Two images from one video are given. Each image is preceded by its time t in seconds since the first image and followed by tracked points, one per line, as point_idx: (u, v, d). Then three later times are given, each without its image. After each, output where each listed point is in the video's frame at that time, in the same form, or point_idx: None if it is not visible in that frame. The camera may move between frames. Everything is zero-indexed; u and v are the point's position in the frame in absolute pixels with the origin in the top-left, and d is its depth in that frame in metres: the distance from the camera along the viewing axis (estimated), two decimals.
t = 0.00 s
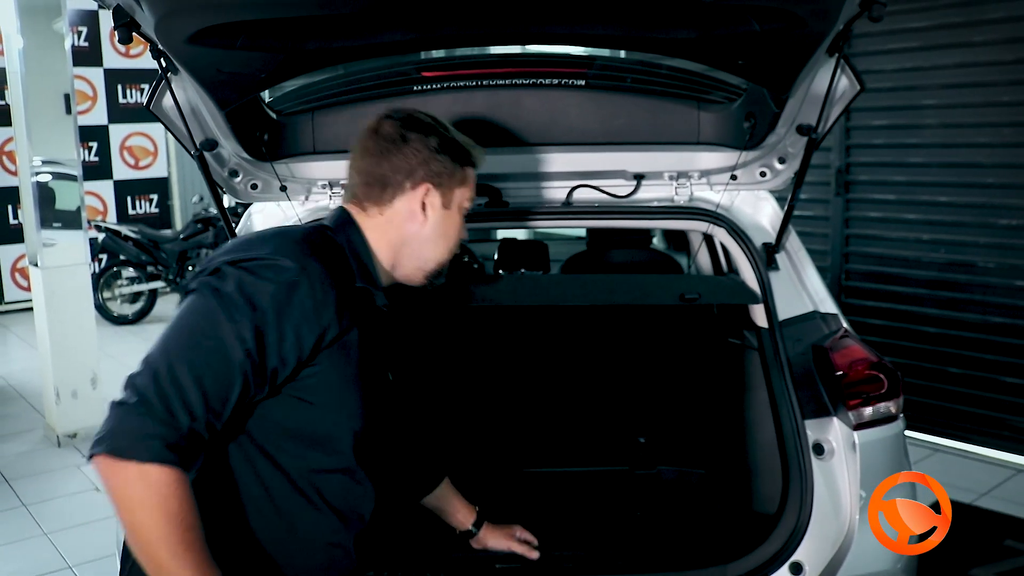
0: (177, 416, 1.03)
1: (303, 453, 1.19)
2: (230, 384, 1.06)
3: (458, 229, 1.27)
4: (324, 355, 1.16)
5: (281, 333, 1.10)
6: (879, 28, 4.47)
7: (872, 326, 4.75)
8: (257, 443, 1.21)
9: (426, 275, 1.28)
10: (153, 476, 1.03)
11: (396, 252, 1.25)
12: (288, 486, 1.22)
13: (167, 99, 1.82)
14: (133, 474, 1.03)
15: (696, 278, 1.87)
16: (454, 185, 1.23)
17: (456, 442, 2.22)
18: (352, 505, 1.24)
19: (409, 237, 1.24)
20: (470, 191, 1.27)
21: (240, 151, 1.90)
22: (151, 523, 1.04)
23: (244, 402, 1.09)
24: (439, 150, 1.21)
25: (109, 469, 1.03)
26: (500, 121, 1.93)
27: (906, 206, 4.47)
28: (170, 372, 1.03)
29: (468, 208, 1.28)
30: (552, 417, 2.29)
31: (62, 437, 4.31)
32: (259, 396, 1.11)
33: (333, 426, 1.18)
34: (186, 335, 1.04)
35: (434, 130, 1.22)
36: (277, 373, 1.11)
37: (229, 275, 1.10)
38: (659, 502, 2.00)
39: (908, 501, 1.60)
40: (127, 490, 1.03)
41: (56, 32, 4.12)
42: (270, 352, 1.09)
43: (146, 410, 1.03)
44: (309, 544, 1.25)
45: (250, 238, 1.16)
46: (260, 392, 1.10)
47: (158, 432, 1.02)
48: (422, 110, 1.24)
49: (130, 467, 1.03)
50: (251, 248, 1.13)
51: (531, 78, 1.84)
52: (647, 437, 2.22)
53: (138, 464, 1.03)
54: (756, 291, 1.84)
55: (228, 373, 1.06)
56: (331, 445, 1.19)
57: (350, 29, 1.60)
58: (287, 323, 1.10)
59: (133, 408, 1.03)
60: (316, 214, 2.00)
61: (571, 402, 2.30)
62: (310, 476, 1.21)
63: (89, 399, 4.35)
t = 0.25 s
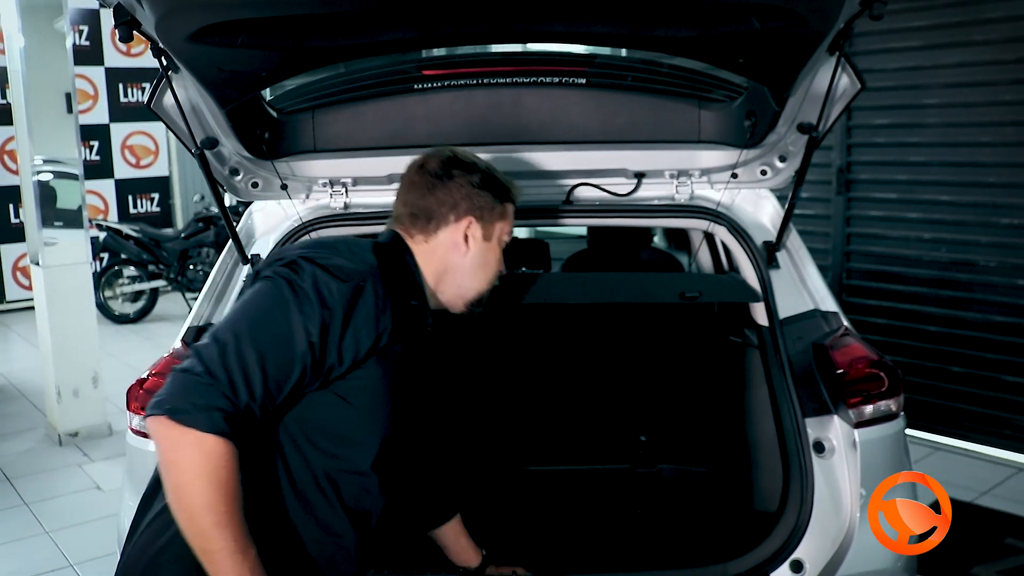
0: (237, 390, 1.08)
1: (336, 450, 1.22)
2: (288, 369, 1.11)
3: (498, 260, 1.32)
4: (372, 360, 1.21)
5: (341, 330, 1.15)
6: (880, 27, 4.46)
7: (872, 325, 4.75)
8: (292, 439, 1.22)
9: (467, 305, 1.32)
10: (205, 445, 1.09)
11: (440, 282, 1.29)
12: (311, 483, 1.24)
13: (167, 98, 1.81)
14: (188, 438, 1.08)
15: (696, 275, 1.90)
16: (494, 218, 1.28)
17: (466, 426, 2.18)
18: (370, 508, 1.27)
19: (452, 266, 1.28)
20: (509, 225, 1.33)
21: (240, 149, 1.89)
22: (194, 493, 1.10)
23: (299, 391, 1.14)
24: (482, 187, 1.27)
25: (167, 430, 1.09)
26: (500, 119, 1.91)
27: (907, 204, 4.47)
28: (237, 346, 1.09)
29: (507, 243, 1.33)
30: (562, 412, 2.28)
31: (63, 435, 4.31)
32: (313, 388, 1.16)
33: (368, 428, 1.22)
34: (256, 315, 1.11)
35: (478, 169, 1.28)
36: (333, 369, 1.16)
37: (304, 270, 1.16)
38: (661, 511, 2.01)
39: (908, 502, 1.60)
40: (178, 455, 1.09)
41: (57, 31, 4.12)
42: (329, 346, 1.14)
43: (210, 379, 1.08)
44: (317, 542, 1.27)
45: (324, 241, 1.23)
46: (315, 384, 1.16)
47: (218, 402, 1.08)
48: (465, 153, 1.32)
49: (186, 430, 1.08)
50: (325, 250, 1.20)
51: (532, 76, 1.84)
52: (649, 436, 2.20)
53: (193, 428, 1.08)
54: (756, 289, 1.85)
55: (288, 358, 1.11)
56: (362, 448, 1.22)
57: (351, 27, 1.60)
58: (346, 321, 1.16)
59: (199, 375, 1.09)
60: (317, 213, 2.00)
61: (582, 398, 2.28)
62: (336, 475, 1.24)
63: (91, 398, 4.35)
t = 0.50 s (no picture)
0: (266, 393, 1.10)
1: (351, 450, 1.24)
2: (315, 373, 1.13)
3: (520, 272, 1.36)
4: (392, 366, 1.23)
5: (366, 336, 1.17)
6: (879, 21, 4.46)
7: (871, 319, 4.75)
8: (307, 440, 1.24)
9: (490, 314, 1.36)
10: (233, 446, 1.10)
11: (462, 293, 1.34)
12: (322, 485, 1.25)
13: (167, 93, 1.81)
14: (216, 438, 1.10)
15: (693, 270, 1.90)
16: (516, 230, 1.33)
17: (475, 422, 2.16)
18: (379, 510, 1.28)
19: (474, 276, 1.33)
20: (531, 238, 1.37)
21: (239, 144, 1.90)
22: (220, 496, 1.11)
23: (324, 395, 1.16)
24: (502, 201, 1.32)
25: (196, 429, 1.10)
26: (498, 114, 1.89)
27: (906, 199, 4.47)
28: (268, 349, 1.10)
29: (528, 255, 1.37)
30: (549, 398, 2.26)
31: (62, 431, 4.31)
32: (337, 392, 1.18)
33: (383, 430, 1.24)
34: (287, 319, 1.12)
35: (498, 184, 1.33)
36: (358, 374, 1.19)
37: (335, 276, 1.17)
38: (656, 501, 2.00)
39: (907, 501, 1.59)
40: (208, 455, 1.11)
41: (55, 26, 4.11)
42: (354, 352, 1.17)
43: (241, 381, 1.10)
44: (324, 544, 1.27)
45: (348, 245, 1.24)
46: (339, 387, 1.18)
47: (249, 405, 1.09)
48: (487, 169, 1.37)
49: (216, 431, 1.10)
50: (352, 255, 1.22)
51: (531, 70, 1.84)
52: (647, 430, 2.24)
53: (223, 429, 1.09)
54: (755, 284, 1.85)
55: (316, 363, 1.13)
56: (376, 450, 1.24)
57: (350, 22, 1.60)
58: (372, 328, 1.18)
59: (230, 376, 1.10)
60: (316, 207, 2.02)
61: (589, 392, 2.26)
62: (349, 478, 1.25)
63: (90, 393, 4.35)
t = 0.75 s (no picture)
0: (234, 409, 1.08)
1: (332, 441, 1.21)
2: (283, 381, 1.10)
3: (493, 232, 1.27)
4: (362, 352, 1.18)
5: (329, 332, 1.14)
6: (875, 16, 4.46)
7: (867, 314, 4.75)
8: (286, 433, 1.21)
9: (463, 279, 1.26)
10: (209, 467, 1.08)
11: (430, 263, 1.25)
12: (310, 478, 1.23)
13: (161, 86, 1.81)
14: (191, 463, 1.08)
15: (690, 264, 1.88)
16: (482, 188, 1.22)
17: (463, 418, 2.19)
18: (371, 496, 1.26)
19: (440, 244, 1.23)
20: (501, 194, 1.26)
21: (234, 137, 1.88)
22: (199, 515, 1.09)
23: (295, 396, 1.14)
24: (464, 159, 1.21)
25: (170, 456, 1.09)
26: (495, 108, 1.90)
27: (902, 194, 4.47)
28: (231, 367, 1.08)
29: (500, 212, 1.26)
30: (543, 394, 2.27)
31: (58, 427, 4.31)
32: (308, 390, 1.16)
33: (362, 419, 1.20)
34: (245, 332, 1.09)
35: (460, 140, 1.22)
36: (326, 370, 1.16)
37: (290, 278, 1.12)
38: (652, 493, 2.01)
39: (908, 501, 1.60)
40: (182, 480, 1.09)
41: (51, 21, 4.10)
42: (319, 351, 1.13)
43: (208, 403, 1.08)
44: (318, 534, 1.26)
45: (302, 236, 1.18)
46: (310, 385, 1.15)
47: (219, 425, 1.08)
48: (450, 124, 1.26)
49: (188, 456, 1.08)
50: (306, 248, 1.16)
51: (527, 65, 1.83)
52: (642, 425, 2.21)
53: (196, 454, 1.08)
54: (751, 278, 1.85)
55: (281, 372, 1.10)
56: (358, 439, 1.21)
57: (346, 16, 1.60)
58: (334, 324, 1.14)
59: (194, 399, 1.08)
60: (313, 201, 1.99)
61: (579, 387, 2.27)
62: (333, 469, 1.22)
63: (86, 388, 4.35)
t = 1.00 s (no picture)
0: (157, 425, 0.98)
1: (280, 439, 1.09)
2: (204, 384, 1.00)
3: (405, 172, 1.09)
4: (288, 333, 1.06)
5: (245, 321, 1.02)
6: (872, 11, 4.45)
7: (866, 309, 4.76)
8: (230, 429, 1.10)
9: (376, 227, 1.11)
10: (141, 487, 0.98)
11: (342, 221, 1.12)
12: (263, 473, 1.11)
13: (155, 85, 1.83)
14: (124, 486, 0.98)
15: (687, 260, 1.85)
16: (368, 122, 1.07)
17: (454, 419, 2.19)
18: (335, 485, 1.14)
19: (340, 194, 1.10)
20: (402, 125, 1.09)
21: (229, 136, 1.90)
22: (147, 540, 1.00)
23: (224, 397, 1.03)
24: (348, 98, 1.08)
25: (102, 485, 0.99)
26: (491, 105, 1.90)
27: (900, 189, 4.47)
28: (146, 381, 0.97)
29: (408, 147, 1.09)
30: (536, 393, 2.25)
31: (57, 426, 4.32)
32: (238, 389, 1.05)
33: (312, 404, 1.09)
34: (155, 341, 0.98)
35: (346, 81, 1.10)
36: (252, 363, 1.04)
37: (195, 276, 1.01)
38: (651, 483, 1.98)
39: (909, 501, 1.59)
40: (116, 503, 0.99)
41: (46, 19, 4.10)
42: (239, 343, 1.02)
43: (128, 422, 0.97)
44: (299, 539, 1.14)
45: (208, 232, 1.07)
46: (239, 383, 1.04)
47: (143, 444, 0.97)
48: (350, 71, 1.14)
49: (116, 479, 0.98)
50: (210, 241, 1.05)
51: (521, 62, 1.82)
52: (641, 422, 2.16)
53: (125, 476, 0.98)
54: (748, 274, 1.84)
55: (199, 375, 0.99)
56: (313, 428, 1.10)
57: (340, 14, 1.59)
58: (251, 312, 1.03)
59: (115, 421, 0.98)
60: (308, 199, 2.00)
61: (571, 382, 2.27)
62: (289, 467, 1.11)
63: (85, 387, 4.35)
